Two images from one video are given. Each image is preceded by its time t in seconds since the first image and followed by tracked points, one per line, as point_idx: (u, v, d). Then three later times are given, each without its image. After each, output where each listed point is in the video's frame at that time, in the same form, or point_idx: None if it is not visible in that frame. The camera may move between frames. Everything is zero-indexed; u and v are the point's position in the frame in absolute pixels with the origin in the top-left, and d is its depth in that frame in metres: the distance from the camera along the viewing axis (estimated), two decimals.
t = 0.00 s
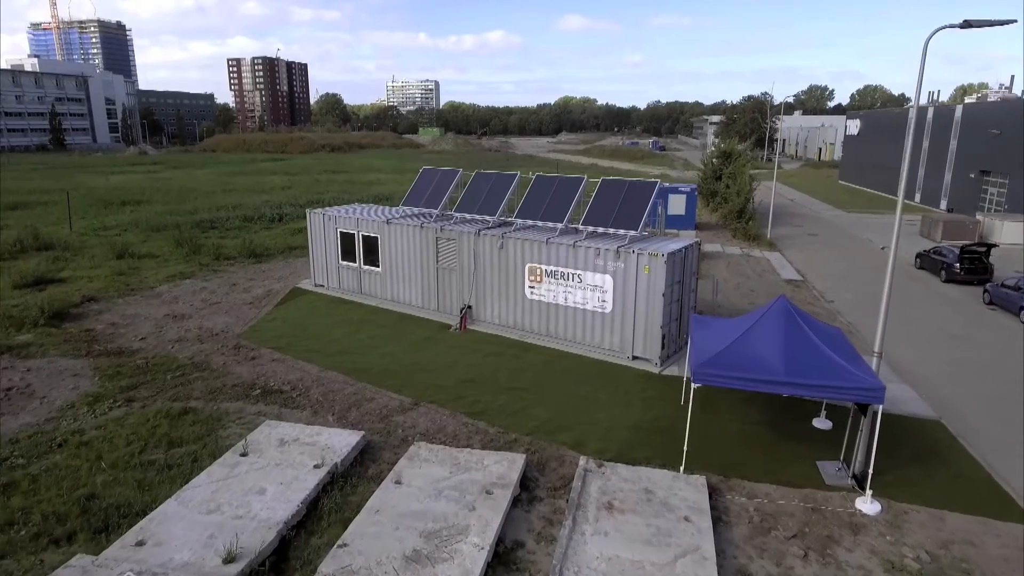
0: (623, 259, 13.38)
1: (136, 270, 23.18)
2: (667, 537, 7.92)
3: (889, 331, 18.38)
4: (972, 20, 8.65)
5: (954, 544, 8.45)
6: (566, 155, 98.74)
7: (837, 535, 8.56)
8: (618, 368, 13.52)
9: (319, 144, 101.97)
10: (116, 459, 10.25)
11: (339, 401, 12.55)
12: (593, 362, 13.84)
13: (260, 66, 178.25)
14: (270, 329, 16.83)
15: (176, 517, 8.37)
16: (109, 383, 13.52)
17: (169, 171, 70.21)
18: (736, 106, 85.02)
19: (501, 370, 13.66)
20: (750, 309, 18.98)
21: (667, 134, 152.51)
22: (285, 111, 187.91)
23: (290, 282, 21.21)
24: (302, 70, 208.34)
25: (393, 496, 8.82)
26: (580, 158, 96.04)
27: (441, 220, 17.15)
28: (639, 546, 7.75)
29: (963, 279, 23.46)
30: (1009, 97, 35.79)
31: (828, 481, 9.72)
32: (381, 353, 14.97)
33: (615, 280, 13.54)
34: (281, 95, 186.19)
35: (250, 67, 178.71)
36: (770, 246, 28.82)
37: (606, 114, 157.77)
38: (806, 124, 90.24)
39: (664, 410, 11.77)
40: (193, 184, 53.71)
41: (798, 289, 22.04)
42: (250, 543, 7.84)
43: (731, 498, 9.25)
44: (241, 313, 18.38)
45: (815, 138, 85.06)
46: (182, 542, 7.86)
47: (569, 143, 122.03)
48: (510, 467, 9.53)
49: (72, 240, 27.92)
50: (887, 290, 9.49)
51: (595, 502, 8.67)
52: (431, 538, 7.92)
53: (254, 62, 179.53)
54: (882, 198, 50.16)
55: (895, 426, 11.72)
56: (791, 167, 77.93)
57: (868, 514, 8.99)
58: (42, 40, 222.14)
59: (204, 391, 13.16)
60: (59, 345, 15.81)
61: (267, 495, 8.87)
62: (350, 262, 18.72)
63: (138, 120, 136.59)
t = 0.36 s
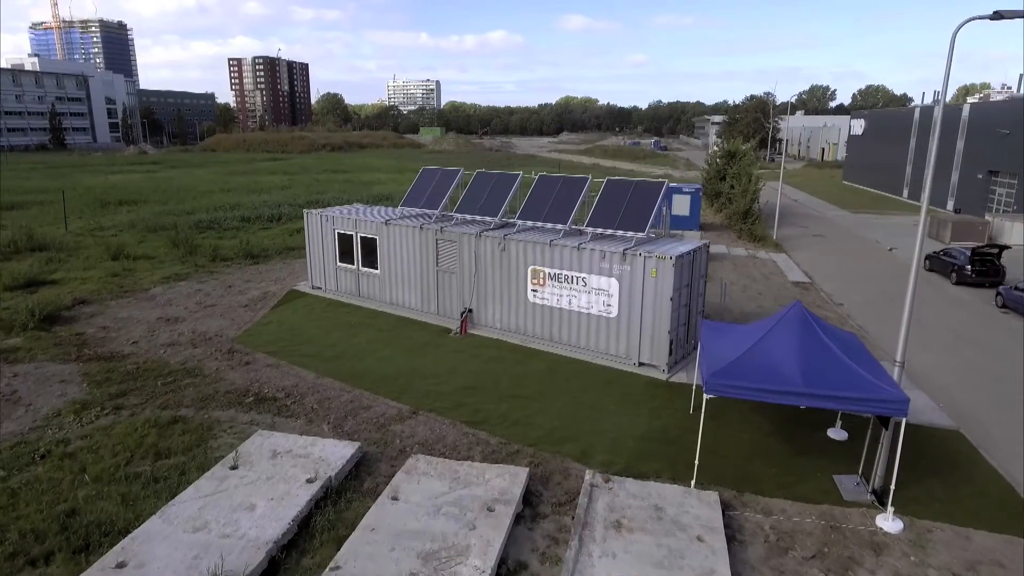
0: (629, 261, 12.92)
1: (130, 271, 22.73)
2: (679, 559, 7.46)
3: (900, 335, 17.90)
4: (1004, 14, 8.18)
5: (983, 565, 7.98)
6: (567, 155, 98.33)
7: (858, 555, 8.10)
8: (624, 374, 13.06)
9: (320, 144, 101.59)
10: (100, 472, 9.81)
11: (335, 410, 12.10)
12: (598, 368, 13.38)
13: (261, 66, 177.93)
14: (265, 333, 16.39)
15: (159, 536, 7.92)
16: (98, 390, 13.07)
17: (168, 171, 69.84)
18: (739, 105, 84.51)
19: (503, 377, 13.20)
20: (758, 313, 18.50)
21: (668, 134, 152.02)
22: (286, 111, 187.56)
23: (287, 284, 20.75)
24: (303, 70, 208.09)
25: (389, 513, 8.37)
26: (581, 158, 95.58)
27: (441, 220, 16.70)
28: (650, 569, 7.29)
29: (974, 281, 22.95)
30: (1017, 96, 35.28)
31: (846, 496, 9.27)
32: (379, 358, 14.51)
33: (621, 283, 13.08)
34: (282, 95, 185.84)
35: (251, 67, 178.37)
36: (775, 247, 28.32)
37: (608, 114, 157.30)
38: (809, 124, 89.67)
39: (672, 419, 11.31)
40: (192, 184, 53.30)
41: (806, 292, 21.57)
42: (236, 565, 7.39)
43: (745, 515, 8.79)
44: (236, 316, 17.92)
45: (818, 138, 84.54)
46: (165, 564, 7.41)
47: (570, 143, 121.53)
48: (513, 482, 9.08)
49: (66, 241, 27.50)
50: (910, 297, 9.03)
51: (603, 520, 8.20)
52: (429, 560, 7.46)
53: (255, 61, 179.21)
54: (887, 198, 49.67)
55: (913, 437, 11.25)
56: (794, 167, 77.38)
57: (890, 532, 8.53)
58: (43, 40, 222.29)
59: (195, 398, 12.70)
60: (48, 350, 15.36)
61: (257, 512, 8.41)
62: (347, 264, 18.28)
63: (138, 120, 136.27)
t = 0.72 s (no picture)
0: (635, 265, 12.44)
1: (123, 273, 22.25)
2: None
3: (912, 340, 17.41)
4: None
5: None
6: (568, 155, 97.87)
7: None
8: (629, 382, 12.58)
9: (320, 143, 101.12)
10: (80, 487, 9.34)
11: (329, 419, 11.62)
12: (602, 375, 12.90)
13: (261, 65, 177.46)
14: (259, 338, 15.91)
15: (138, 559, 7.44)
16: (84, 398, 12.60)
17: (167, 171, 69.37)
18: (741, 105, 84.04)
19: (503, 384, 12.73)
20: (765, 317, 18.01)
21: (669, 134, 151.54)
22: (286, 111, 187.17)
23: (282, 287, 20.26)
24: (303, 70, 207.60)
25: (383, 534, 7.89)
26: (582, 157, 95.05)
27: (440, 221, 16.22)
28: None
29: (984, 283, 22.49)
30: None
31: (866, 514, 8.80)
32: (376, 364, 14.04)
33: (626, 287, 12.59)
34: (282, 94, 185.41)
35: (251, 66, 177.93)
36: (781, 249, 27.82)
37: (608, 114, 156.79)
38: (811, 123, 89.18)
39: (680, 430, 10.82)
40: (190, 184, 52.80)
41: (814, 294, 21.08)
42: None
43: (760, 535, 8.31)
44: (229, 320, 17.44)
45: (820, 137, 84.05)
46: None
47: (571, 143, 121.07)
48: (514, 499, 8.60)
49: (59, 242, 27.02)
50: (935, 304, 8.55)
51: (610, 542, 7.72)
52: None
53: (255, 61, 178.75)
54: (891, 198, 49.18)
55: (932, 449, 10.77)
56: (797, 167, 76.87)
57: (913, 553, 8.06)
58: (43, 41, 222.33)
59: (184, 407, 12.23)
60: (34, 355, 14.88)
61: (243, 532, 7.93)
62: (344, 266, 17.80)
63: (138, 119, 135.86)
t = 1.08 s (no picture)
0: (641, 269, 11.94)
1: (115, 276, 21.77)
2: None
3: (925, 345, 16.90)
4: None
5: None
6: (569, 155, 97.41)
7: None
8: (635, 391, 12.08)
9: (319, 143, 100.68)
10: (58, 506, 8.86)
11: (322, 431, 11.14)
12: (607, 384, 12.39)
13: (261, 65, 177.00)
14: (252, 344, 15.42)
15: None
16: (67, 408, 12.12)
17: (166, 171, 68.96)
18: (743, 105, 83.51)
19: (504, 394, 12.23)
20: (773, 322, 17.50)
21: (670, 133, 151.03)
22: (286, 111, 186.82)
23: (277, 290, 19.77)
24: (303, 69, 207.20)
25: (375, 558, 7.39)
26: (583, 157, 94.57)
27: (438, 223, 15.73)
28: None
29: (996, 287, 21.96)
30: None
31: (887, 535, 8.30)
32: (371, 372, 13.55)
33: (632, 292, 12.10)
34: (282, 94, 185.06)
35: (251, 66, 177.51)
36: (786, 250, 27.30)
37: (609, 113, 156.28)
38: (813, 123, 88.66)
39: (689, 444, 10.32)
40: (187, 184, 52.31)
41: (822, 298, 20.56)
42: None
43: (777, 558, 7.82)
44: (222, 324, 16.96)
45: (822, 137, 83.48)
46: None
47: (572, 143, 120.57)
48: (515, 520, 8.11)
49: (52, 243, 26.54)
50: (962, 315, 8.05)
51: (617, 568, 7.23)
52: None
53: (255, 60, 178.26)
54: (896, 199, 48.65)
55: (954, 462, 10.26)
56: (799, 167, 76.33)
57: None
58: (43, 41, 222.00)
59: (171, 417, 11.74)
60: (19, 362, 14.40)
61: (226, 557, 7.44)
62: (340, 269, 17.32)
63: (137, 119, 135.46)
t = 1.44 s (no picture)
0: (645, 275, 11.44)
1: (106, 280, 21.26)
2: None
3: (938, 351, 16.33)
4: None
5: None
6: (569, 155, 96.83)
7: None
8: (639, 403, 11.57)
9: (319, 143, 100.13)
10: (29, 528, 8.37)
11: (312, 445, 10.64)
12: (610, 394, 11.89)
13: (261, 65, 176.41)
14: (243, 351, 14.93)
15: None
16: (47, 420, 11.62)
17: (164, 170, 68.44)
18: (744, 105, 82.92)
19: (502, 405, 11.72)
20: (781, 327, 16.98)
21: (671, 133, 150.41)
22: (286, 111, 186.43)
23: (271, 294, 19.26)
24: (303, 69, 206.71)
25: None
26: (584, 157, 94.04)
27: (435, 226, 15.23)
28: None
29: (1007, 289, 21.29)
30: None
31: (910, 562, 7.78)
32: (366, 381, 13.05)
33: (636, 299, 11.59)
34: (282, 93, 184.49)
35: (251, 66, 176.94)
36: (791, 253, 26.78)
37: (609, 113, 155.64)
38: (815, 123, 88.07)
39: (697, 460, 9.82)
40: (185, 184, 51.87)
41: (829, 302, 20.05)
42: None
43: None
44: (213, 330, 16.47)
45: (824, 137, 82.83)
46: None
47: (573, 143, 120.04)
48: (514, 546, 7.61)
49: (43, 245, 26.03)
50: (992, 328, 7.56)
51: None
52: None
53: (255, 59, 177.65)
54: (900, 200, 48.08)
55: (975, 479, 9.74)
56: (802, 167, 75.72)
57: None
58: (43, 40, 222.07)
59: (155, 430, 11.25)
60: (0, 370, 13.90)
61: None
62: (334, 273, 16.82)
63: (136, 119, 134.99)
